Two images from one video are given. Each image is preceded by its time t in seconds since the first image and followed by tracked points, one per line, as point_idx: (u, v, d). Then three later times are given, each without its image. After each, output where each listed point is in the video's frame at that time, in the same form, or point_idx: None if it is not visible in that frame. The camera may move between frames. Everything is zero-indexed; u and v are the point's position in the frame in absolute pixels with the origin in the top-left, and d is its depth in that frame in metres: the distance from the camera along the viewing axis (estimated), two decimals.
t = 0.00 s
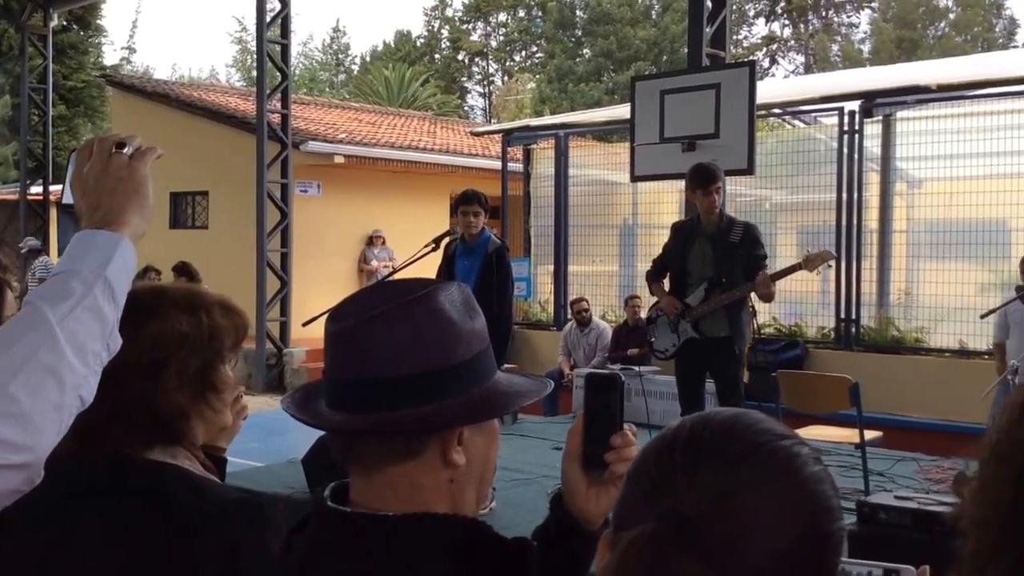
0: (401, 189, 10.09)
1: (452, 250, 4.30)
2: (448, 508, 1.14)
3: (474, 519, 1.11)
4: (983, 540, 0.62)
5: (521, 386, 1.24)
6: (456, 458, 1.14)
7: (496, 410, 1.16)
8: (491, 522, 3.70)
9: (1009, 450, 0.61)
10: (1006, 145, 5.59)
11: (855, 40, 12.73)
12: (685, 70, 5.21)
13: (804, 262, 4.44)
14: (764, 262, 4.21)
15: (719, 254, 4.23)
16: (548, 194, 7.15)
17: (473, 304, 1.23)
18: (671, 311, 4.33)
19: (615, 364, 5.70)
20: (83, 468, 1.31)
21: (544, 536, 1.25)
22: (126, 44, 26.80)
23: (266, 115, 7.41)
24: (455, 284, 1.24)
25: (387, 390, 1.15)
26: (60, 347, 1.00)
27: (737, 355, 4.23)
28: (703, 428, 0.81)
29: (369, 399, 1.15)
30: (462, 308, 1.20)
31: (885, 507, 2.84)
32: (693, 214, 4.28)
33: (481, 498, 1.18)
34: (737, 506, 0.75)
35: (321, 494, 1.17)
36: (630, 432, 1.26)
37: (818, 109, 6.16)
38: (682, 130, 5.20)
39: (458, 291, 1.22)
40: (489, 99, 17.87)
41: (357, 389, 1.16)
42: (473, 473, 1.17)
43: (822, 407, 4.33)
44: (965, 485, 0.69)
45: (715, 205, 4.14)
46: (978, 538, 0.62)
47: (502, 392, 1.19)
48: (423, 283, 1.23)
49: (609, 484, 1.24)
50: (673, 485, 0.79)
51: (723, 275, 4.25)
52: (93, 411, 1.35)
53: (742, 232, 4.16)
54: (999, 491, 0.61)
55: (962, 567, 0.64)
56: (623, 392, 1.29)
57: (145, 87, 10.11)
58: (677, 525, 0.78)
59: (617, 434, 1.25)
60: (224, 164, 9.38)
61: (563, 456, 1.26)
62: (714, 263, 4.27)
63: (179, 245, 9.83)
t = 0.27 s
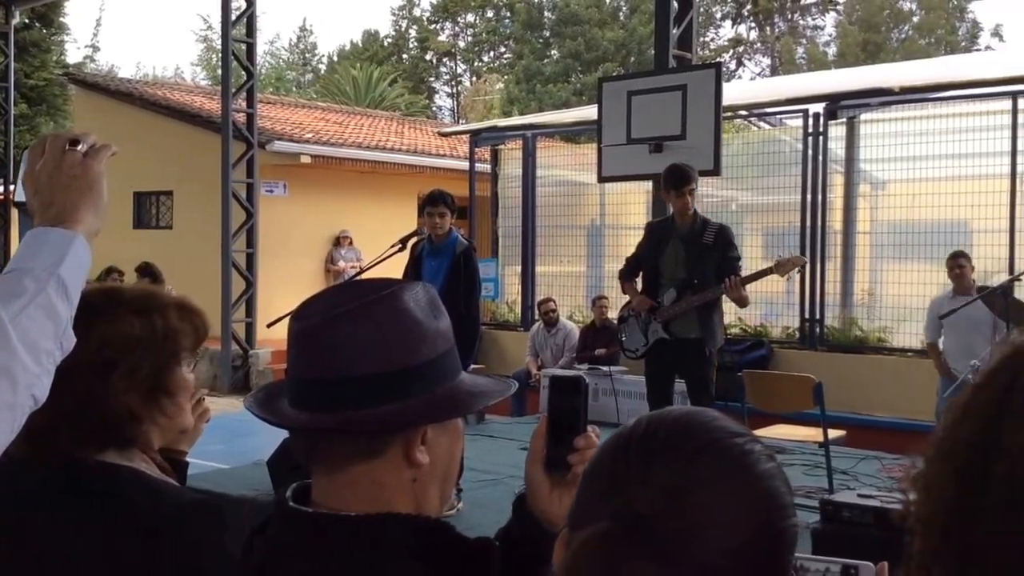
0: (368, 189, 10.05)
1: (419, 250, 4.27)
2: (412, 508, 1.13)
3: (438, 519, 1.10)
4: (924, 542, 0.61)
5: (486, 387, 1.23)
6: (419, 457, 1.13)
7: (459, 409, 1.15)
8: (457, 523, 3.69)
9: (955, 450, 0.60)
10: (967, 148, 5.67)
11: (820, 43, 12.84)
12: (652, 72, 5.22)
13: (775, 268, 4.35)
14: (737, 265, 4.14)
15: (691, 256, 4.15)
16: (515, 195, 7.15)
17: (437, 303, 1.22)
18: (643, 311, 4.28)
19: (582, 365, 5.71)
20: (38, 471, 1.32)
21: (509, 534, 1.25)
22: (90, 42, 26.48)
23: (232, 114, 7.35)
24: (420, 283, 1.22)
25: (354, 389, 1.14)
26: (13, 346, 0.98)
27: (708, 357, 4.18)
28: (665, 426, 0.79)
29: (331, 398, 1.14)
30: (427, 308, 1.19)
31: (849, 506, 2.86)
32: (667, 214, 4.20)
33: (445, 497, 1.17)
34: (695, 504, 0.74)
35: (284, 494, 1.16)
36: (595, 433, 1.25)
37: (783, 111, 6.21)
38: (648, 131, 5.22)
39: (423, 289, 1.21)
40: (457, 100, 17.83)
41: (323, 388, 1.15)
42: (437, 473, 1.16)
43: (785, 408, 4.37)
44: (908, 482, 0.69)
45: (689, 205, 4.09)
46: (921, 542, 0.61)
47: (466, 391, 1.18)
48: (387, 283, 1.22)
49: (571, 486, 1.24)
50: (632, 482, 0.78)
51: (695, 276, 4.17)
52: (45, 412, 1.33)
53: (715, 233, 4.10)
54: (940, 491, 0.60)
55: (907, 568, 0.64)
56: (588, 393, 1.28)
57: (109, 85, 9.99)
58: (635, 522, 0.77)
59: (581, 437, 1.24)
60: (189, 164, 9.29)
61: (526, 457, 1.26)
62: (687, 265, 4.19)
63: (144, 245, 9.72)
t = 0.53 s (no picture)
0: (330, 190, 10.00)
1: (380, 251, 4.25)
2: (367, 508, 1.12)
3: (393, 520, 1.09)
4: (879, 541, 0.63)
5: (442, 386, 1.22)
6: (374, 457, 1.13)
7: (415, 408, 1.14)
8: (418, 523, 3.67)
9: (906, 451, 0.61)
10: (923, 150, 5.74)
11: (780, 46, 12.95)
12: (612, 73, 5.23)
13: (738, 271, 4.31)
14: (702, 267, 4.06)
15: (656, 257, 4.09)
16: (477, 196, 7.14)
17: (395, 302, 1.22)
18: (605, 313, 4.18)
19: (543, 366, 5.72)
20: None
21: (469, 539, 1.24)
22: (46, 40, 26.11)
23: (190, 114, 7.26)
24: (377, 283, 1.22)
25: (310, 388, 1.13)
26: None
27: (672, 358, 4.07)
28: (602, 426, 0.79)
29: (285, 396, 1.13)
30: (382, 307, 1.19)
31: (805, 504, 2.89)
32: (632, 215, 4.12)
33: (402, 498, 1.16)
34: (632, 499, 0.74)
35: (238, 495, 1.15)
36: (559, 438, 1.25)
37: (742, 113, 6.24)
38: (609, 132, 5.23)
39: (380, 289, 1.21)
40: (419, 100, 17.78)
41: (277, 388, 1.14)
42: (393, 472, 1.15)
43: (742, 407, 4.41)
44: (863, 472, 0.70)
45: (653, 206, 3.99)
46: (876, 540, 0.63)
47: (423, 390, 1.17)
48: (344, 282, 1.21)
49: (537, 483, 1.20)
50: (573, 482, 0.78)
51: (659, 277, 4.12)
52: None
53: (680, 234, 4.02)
54: (892, 491, 0.62)
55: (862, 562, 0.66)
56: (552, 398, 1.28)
57: (65, 84, 9.86)
58: (577, 520, 0.77)
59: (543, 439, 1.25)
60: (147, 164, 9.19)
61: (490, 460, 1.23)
62: (652, 266, 4.14)
63: (101, 246, 9.60)
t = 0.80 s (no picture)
0: (284, 190, 9.93)
1: (335, 251, 4.20)
2: (315, 509, 1.11)
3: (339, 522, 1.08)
4: (829, 539, 0.56)
5: (392, 387, 1.21)
6: (320, 458, 1.12)
7: (362, 409, 1.14)
8: (371, 525, 3.66)
9: (864, 442, 0.54)
10: (872, 152, 5.83)
11: (732, 49, 13.10)
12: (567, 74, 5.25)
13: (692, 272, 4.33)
14: (657, 270, 4.06)
15: (612, 258, 4.08)
16: (432, 196, 7.13)
17: (345, 302, 1.21)
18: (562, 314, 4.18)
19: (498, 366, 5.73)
20: None
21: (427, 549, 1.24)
22: None
23: (141, 112, 7.16)
24: (327, 283, 1.21)
25: (259, 388, 1.12)
26: None
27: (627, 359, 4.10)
28: (541, 422, 0.80)
29: (231, 397, 1.12)
30: (332, 307, 1.18)
31: (755, 502, 2.92)
32: (589, 216, 4.10)
33: (350, 500, 1.15)
34: (572, 496, 0.75)
35: (183, 497, 1.13)
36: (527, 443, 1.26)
37: (696, 115, 6.30)
38: (564, 132, 5.24)
39: (330, 289, 1.20)
40: (374, 100, 17.71)
41: (223, 387, 1.13)
42: (340, 474, 1.14)
43: (693, 407, 4.45)
44: (815, 472, 0.63)
45: (608, 206, 3.98)
46: (824, 539, 0.56)
47: (372, 391, 1.17)
48: (293, 282, 1.20)
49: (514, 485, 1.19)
50: (509, 484, 0.79)
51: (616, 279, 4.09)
52: None
53: (637, 237, 4.01)
54: (848, 485, 0.55)
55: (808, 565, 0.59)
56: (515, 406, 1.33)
57: (12, 81, 9.68)
58: (517, 519, 0.77)
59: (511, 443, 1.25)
60: (98, 163, 9.06)
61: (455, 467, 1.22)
62: (608, 266, 4.10)
63: (50, 246, 9.44)
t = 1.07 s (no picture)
0: (232, 190, 9.84)
1: (282, 251, 4.17)
2: (254, 512, 1.10)
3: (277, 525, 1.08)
4: (768, 530, 0.60)
5: (333, 388, 1.22)
6: (259, 461, 1.11)
7: (302, 410, 1.14)
8: (319, 527, 3.64)
9: (806, 438, 0.58)
10: (816, 154, 5.93)
11: (680, 51, 13.22)
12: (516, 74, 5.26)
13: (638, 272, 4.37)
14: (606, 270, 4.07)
15: (561, 258, 4.09)
16: (381, 196, 7.12)
17: (286, 302, 1.21)
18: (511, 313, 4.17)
19: (448, 366, 5.74)
20: None
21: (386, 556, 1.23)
22: None
23: (85, 110, 7.05)
24: (267, 283, 1.21)
25: (196, 389, 1.11)
26: None
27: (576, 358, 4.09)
28: (469, 424, 0.81)
29: (168, 398, 1.12)
30: (272, 307, 1.18)
31: (700, 499, 2.95)
32: (538, 216, 4.13)
33: (291, 503, 1.15)
34: (503, 494, 0.76)
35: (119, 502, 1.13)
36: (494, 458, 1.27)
37: (644, 116, 6.36)
38: (513, 133, 5.26)
39: (270, 289, 1.20)
40: (322, 99, 17.59)
41: (161, 389, 1.13)
42: (281, 476, 1.14)
43: (641, 406, 4.51)
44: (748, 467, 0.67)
45: (557, 205, 4.01)
46: (765, 529, 0.60)
47: (313, 392, 1.17)
48: (233, 282, 1.20)
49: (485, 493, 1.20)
50: (436, 484, 0.80)
51: (565, 278, 4.10)
52: None
53: (585, 236, 4.04)
54: (793, 481, 0.58)
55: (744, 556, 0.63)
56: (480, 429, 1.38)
57: None
58: (445, 522, 0.78)
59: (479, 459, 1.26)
60: (40, 161, 8.91)
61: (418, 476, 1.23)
62: (557, 266, 4.12)
63: None
